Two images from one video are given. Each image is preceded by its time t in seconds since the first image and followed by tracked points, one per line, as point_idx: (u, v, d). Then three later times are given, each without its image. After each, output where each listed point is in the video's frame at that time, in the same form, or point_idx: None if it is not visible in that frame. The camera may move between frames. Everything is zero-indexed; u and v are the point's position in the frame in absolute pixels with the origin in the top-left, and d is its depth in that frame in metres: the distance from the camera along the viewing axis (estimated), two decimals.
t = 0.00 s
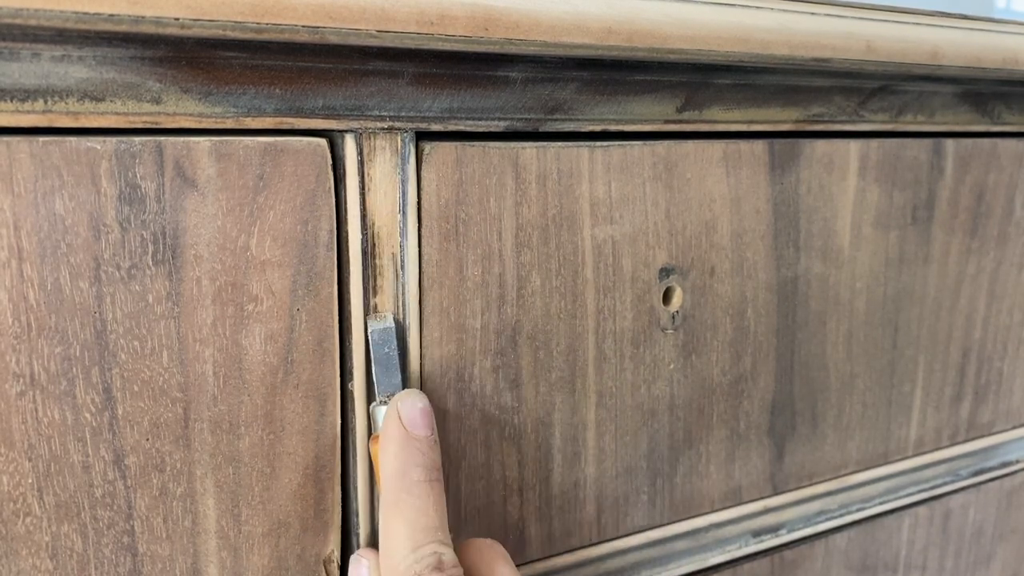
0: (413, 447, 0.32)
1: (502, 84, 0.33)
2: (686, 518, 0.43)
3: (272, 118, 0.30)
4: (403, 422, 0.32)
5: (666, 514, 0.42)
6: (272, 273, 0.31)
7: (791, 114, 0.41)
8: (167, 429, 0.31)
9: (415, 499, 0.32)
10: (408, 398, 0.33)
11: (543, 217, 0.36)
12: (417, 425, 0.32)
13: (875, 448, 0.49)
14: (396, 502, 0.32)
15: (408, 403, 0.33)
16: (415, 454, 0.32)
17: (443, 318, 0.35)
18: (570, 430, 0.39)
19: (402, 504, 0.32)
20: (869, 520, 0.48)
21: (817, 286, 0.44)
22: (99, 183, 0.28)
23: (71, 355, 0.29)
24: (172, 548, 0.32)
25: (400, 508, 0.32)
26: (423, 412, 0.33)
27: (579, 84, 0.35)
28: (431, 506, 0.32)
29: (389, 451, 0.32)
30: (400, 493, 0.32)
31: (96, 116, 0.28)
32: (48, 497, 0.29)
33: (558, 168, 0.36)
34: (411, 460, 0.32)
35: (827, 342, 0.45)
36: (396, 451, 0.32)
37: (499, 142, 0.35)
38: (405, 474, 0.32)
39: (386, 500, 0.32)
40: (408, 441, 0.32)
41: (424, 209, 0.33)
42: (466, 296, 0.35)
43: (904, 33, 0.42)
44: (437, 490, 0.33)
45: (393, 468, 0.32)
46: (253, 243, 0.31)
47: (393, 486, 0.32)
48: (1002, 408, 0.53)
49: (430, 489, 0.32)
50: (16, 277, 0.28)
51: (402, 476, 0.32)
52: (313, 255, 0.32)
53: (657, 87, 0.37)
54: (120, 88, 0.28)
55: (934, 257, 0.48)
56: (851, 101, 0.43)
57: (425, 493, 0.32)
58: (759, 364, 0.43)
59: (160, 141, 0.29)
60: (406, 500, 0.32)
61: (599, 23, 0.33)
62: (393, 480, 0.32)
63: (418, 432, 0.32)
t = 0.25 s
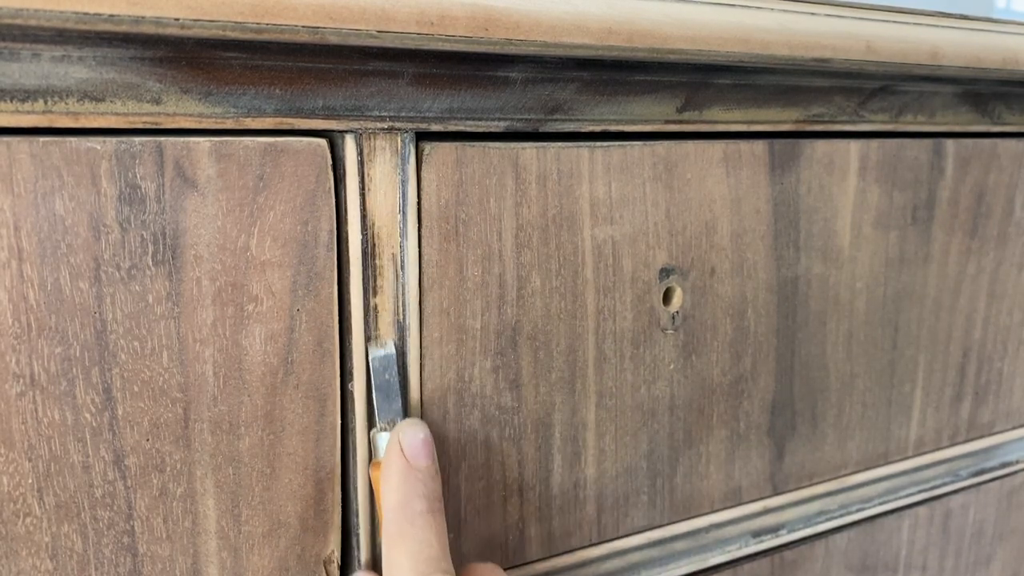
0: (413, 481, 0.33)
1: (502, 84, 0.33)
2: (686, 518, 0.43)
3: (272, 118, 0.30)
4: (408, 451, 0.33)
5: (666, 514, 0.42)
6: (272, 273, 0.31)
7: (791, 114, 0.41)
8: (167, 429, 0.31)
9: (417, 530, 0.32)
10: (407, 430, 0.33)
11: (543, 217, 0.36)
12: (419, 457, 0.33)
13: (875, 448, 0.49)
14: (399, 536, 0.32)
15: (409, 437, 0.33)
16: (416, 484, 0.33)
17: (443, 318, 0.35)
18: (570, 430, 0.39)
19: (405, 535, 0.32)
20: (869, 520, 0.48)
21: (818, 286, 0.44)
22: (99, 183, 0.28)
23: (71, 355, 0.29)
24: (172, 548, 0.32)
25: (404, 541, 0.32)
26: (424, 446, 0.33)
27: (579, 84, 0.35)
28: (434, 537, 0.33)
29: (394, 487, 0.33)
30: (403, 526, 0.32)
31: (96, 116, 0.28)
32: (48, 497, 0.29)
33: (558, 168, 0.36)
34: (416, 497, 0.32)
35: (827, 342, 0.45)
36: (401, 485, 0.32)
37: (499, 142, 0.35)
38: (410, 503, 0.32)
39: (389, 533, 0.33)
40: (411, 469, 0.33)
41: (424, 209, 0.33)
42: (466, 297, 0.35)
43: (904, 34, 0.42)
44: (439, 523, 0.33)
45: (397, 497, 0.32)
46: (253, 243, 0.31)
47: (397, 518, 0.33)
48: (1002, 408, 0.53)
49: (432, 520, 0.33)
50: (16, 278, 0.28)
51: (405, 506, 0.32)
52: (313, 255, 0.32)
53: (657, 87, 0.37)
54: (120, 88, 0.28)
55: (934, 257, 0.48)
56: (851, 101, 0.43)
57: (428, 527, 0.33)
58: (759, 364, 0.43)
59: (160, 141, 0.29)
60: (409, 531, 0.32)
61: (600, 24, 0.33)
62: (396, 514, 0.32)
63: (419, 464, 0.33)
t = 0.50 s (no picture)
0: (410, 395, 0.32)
1: (502, 84, 0.33)
2: (686, 518, 0.43)
3: (272, 118, 0.30)
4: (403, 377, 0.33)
5: (666, 514, 0.42)
6: (272, 273, 0.31)
7: (791, 114, 0.41)
8: (167, 429, 0.31)
9: (415, 489, 0.32)
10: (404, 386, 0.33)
11: (543, 217, 0.36)
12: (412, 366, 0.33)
13: (876, 448, 0.49)
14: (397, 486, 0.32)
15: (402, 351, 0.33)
16: (415, 438, 0.32)
17: (443, 318, 0.35)
18: (570, 430, 0.39)
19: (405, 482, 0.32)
20: (869, 520, 0.48)
21: (818, 286, 0.44)
22: (99, 183, 0.28)
23: (71, 355, 0.29)
24: (172, 548, 0.32)
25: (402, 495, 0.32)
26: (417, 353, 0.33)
27: (579, 84, 0.35)
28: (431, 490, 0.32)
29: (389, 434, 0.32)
30: (397, 476, 0.32)
31: (96, 116, 0.28)
32: (48, 497, 0.29)
33: (558, 168, 0.36)
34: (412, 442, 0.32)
35: (827, 342, 0.45)
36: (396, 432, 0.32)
37: (499, 142, 0.35)
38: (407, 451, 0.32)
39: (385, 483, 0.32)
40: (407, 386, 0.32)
41: (423, 209, 0.33)
42: (466, 297, 0.35)
43: (904, 33, 0.42)
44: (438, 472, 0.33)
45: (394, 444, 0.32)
46: (253, 243, 0.31)
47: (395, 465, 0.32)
48: (1002, 408, 0.53)
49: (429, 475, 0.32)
50: (16, 277, 0.28)
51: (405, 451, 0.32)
52: (313, 255, 0.32)
53: (657, 87, 0.37)
54: (120, 88, 0.28)
55: (934, 257, 0.48)
56: (851, 101, 0.43)
57: (424, 480, 0.32)
58: (759, 364, 0.43)
59: (161, 141, 0.29)
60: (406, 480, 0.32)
61: (599, 24, 0.34)
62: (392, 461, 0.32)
63: (417, 418, 0.33)
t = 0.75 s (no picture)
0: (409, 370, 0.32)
1: (503, 84, 0.33)
2: (686, 518, 0.43)
3: (272, 118, 0.30)
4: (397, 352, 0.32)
5: (666, 514, 0.42)
6: (272, 273, 0.31)
7: (791, 114, 0.41)
8: (167, 429, 0.31)
9: (422, 421, 0.32)
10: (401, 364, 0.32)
11: (543, 218, 0.36)
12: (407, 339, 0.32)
13: (875, 448, 0.49)
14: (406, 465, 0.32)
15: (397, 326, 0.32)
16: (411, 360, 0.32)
17: (443, 318, 0.35)
18: (570, 430, 0.39)
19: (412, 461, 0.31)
20: (869, 520, 0.48)
21: (817, 285, 0.44)
22: (99, 184, 0.28)
23: (71, 355, 0.29)
24: (172, 548, 0.32)
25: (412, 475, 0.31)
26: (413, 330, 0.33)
27: (579, 84, 0.35)
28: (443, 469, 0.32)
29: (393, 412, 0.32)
30: (401, 402, 0.32)
31: (96, 116, 0.28)
32: (48, 497, 0.29)
33: (558, 168, 0.36)
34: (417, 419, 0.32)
35: (827, 342, 0.45)
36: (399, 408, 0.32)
37: (499, 142, 0.35)
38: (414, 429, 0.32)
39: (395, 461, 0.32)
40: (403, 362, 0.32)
41: (423, 209, 0.33)
42: (466, 296, 0.35)
43: (904, 34, 0.42)
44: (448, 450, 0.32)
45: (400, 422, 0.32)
46: (253, 243, 0.31)
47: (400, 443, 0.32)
48: (1002, 408, 0.53)
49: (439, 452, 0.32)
50: (16, 277, 0.28)
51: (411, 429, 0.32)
52: (313, 255, 0.32)
53: (657, 87, 0.37)
54: (120, 88, 0.28)
55: (934, 257, 0.48)
56: (851, 101, 0.43)
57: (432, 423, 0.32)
58: (759, 364, 0.43)
59: (161, 142, 0.29)
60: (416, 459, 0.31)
61: (599, 24, 0.34)
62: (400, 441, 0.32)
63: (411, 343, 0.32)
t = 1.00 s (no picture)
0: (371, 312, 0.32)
1: (503, 84, 0.33)
2: (686, 518, 0.43)
3: (272, 118, 0.30)
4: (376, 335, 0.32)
5: (666, 514, 0.42)
6: (272, 273, 0.31)
7: (791, 114, 0.41)
8: (167, 429, 0.31)
9: (402, 441, 0.32)
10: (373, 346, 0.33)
11: (543, 217, 0.36)
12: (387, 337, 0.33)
13: (875, 448, 0.49)
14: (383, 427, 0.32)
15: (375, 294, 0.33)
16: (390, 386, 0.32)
17: (443, 318, 0.35)
18: (570, 430, 0.39)
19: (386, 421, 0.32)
20: (869, 520, 0.49)
21: (817, 285, 0.44)
22: (99, 183, 0.28)
23: (71, 355, 0.29)
24: (172, 548, 0.32)
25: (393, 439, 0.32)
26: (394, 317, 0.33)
27: (579, 84, 0.35)
28: (421, 437, 0.32)
29: (365, 383, 0.32)
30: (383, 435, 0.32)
31: (96, 116, 0.28)
32: (48, 496, 0.29)
33: (558, 168, 0.36)
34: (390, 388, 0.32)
35: (827, 342, 0.45)
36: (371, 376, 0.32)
37: (499, 142, 0.35)
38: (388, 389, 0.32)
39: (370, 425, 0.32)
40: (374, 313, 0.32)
41: (424, 209, 0.33)
42: (466, 296, 0.35)
43: (903, 34, 0.42)
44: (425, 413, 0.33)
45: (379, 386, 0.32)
46: (253, 243, 0.31)
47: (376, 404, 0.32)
48: (1002, 408, 0.53)
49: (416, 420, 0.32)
50: (16, 277, 0.28)
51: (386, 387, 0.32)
52: (312, 255, 0.32)
53: (657, 87, 0.37)
54: (120, 88, 0.28)
55: (934, 257, 0.48)
56: (851, 101, 0.43)
57: (411, 439, 0.32)
58: (759, 364, 0.43)
59: (161, 141, 0.29)
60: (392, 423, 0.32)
61: (599, 24, 0.34)
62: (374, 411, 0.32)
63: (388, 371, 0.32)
